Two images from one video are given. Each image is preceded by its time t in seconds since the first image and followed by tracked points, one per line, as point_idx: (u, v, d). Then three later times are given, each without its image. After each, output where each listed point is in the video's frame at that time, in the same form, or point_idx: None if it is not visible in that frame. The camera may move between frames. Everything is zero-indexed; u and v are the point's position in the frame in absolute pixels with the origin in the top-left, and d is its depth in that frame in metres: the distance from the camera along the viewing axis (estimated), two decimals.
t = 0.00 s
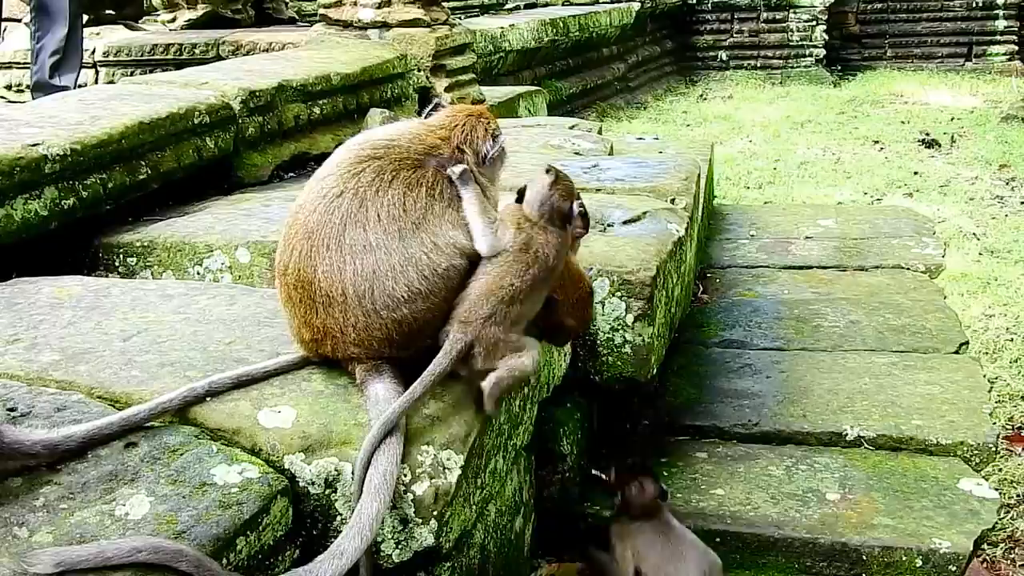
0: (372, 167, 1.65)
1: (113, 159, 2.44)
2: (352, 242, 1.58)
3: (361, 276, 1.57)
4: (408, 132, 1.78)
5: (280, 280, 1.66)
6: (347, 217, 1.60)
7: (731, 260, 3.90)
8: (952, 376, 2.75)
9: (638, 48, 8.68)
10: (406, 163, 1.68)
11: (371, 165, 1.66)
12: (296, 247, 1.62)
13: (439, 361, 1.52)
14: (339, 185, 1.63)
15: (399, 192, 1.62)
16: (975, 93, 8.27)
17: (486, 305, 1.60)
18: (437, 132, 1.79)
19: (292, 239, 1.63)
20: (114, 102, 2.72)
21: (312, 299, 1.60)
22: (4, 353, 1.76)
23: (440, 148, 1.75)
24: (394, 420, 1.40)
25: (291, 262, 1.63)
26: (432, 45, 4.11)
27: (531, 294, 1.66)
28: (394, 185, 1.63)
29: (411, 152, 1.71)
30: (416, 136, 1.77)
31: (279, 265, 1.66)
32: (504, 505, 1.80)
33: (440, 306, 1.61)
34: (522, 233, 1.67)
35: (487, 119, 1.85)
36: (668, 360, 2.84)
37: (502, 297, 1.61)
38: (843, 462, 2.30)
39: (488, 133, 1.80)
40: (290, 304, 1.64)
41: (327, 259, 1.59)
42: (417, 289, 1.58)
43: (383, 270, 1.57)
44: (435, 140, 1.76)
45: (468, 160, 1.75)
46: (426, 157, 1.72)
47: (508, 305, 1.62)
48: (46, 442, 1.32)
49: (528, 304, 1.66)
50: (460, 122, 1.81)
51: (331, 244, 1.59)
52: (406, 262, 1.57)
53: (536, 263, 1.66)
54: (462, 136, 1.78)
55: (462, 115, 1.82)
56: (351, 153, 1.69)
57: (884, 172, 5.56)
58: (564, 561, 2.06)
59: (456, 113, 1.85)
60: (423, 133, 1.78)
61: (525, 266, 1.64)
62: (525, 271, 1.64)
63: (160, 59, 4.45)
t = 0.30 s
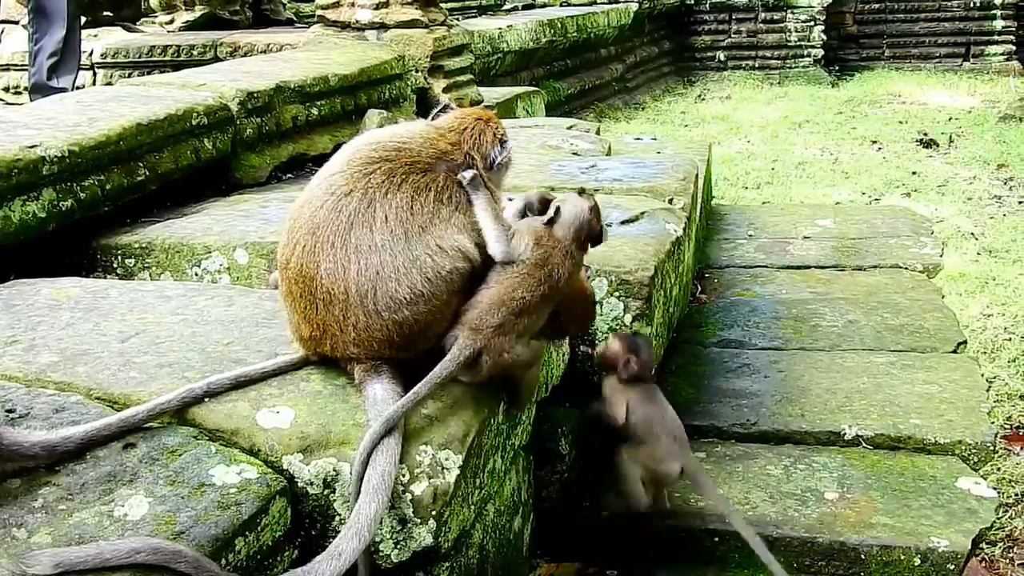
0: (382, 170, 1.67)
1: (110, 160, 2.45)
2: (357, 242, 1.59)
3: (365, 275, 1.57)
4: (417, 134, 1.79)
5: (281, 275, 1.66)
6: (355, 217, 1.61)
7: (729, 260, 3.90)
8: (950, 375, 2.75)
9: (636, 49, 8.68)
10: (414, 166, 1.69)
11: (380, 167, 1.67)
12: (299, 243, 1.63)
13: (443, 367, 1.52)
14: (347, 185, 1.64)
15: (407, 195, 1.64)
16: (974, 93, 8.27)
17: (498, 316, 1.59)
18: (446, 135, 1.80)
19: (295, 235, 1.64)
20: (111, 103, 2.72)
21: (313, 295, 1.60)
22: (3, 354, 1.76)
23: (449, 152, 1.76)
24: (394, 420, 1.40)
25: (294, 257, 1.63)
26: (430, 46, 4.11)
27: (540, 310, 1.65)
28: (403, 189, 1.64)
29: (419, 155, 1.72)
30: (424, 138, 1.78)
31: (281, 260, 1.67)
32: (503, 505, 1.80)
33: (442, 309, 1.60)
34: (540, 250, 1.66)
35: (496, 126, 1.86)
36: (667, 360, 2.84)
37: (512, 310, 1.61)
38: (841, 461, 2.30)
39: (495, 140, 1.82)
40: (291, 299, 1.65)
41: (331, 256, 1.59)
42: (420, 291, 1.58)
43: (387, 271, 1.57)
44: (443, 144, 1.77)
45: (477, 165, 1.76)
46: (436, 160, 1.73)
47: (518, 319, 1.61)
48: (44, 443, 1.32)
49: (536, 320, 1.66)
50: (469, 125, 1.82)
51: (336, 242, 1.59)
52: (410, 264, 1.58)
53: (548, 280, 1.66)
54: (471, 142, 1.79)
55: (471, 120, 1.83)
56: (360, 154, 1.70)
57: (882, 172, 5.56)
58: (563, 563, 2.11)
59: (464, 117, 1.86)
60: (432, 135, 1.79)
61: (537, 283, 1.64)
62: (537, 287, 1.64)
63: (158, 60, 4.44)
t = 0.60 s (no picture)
0: (379, 170, 1.67)
1: (109, 162, 2.45)
2: (356, 243, 1.60)
3: (364, 276, 1.58)
4: (412, 133, 1.79)
5: (279, 276, 1.67)
6: (353, 219, 1.61)
7: (727, 260, 3.91)
8: (948, 376, 2.76)
9: (635, 49, 8.69)
10: (410, 165, 1.69)
11: (377, 167, 1.68)
12: (298, 244, 1.63)
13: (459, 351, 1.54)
14: (345, 187, 1.65)
15: (405, 195, 1.64)
16: (972, 94, 8.28)
17: (509, 301, 1.63)
18: (439, 131, 1.80)
19: (293, 237, 1.64)
20: (110, 105, 2.72)
21: (313, 297, 1.61)
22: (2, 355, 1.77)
23: (444, 148, 1.76)
24: (392, 420, 1.40)
25: (292, 259, 1.64)
26: (428, 47, 4.11)
27: (545, 297, 1.71)
28: (401, 189, 1.65)
29: (415, 153, 1.72)
30: (419, 137, 1.77)
31: (279, 262, 1.67)
32: (501, 506, 1.81)
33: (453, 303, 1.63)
34: (543, 242, 1.73)
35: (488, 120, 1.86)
36: (665, 361, 2.85)
37: (523, 297, 1.65)
38: (839, 462, 2.31)
39: (489, 135, 1.79)
40: (290, 300, 1.65)
41: (330, 258, 1.60)
42: (419, 291, 1.58)
43: (387, 271, 1.58)
44: (438, 141, 1.77)
45: (473, 160, 1.75)
46: (432, 157, 1.73)
47: (528, 304, 1.66)
48: (43, 445, 1.32)
49: (541, 309, 1.71)
50: (461, 120, 1.81)
51: (335, 243, 1.60)
52: (410, 264, 1.59)
53: (552, 269, 1.72)
54: (464, 136, 1.78)
55: (463, 114, 1.82)
56: (357, 155, 1.71)
57: (880, 172, 5.56)
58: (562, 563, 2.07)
59: (456, 111, 1.85)
60: (426, 133, 1.79)
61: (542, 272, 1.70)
62: (542, 276, 1.70)
63: (158, 61, 4.44)
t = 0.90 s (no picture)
0: (380, 172, 1.67)
1: (107, 164, 2.45)
2: (355, 243, 1.59)
3: (363, 277, 1.58)
4: (410, 134, 1.79)
5: (277, 275, 1.66)
6: (353, 218, 1.61)
7: (725, 262, 3.91)
8: (944, 377, 2.76)
9: (633, 51, 8.69)
10: (410, 166, 1.69)
11: (378, 168, 1.68)
12: (296, 244, 1.63)
13: (494, 318, 1.59)
14: (344, 188, 1.65)
15: (405, 196, 1.64)
16: (969, 96, 8.29)
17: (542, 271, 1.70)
18: (437, 133, 1.80)
19: (292, 237, 1.64)
20: (108, 107, 2.72)
21: (310, 297, 1.61)
22: None
23: (443, 150, 1.75)
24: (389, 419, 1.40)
25: (290, 258, 1.64)
26: (426, 49, 4.11)
27: (570, 274, 1.77)
28: (401, 191, 1.65)
29: (416, 155, 1.72)
30: (417, 138, 1.78)
31: (277, 261, 1.67)
32: (499, 508, 1.81)
33: (480, 281, 1.69)
34: (565, 223, 1.82)
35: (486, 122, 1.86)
36: (663, 363, 2.85)
37: (551, 270, 1.72)
38: (837, 463, 2.31)
39: (484, 135, 1.80)
40: (287, 299, 1.65)
41: (328, 257, 1.59)
42: (417, 293, 1.58)
43: (385, 272, 1.58)
44: (435, 142, 1.77)
45: (472, 161, 1.75)
46: (432, 159, 1.73)
47: (557, 278, 1.73)
48: (40, 447, 1.32)
49: (567, 285, 1.77)
50: (457, 122, 1.81)
51: (334, 243, 1.60)
52: (408, 265, 1.58)
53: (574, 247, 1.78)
54: (460, 137, 1.78)
55: (461, 116, 1.82)
56: (357, 156, 1.71)
57: (878, 174, 5.57)
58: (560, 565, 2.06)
59: (454, 113, 1.85)
60: (424, 134, 1.79)
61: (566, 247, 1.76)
62: (567, 250, 1.76)
63: (155, 63, 4.43)
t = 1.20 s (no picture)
0: (386, 171, 1.67)
1: (105, 165, 2.44)
2: (359, 241, 1.59)
3: (366, 275, 1.58)
4: (412, 133, 1.79)
5: (278, 271, 1.66)
6: (358, 216, 1.61)
7: (723, 263, 3.91)
8: (943, 378, 2.76)
9: (631, 53, 8.69)
10: (414, 164, 1.70)
11: (384, 167, 1.68)
12: (299, 239, 1.62)
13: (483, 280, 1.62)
14: (349, 186, 1.64)
15: (410, 195, 1.64)
16: (968, 98, 8.29)
17: (541, 246, 1.72)
18: (439, 131, 1.79)
19: (294, 233, 1.63)
20: (106, 108, 2.72)
21: (311, 293, 1.60)
22: None
23: (446, 149, 1.75)
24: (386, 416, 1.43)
25: (292, 254, 1.63)
26: (425, 50, 4.10)
27: (571, 252, 1.78)
28: (406, 190, 1.65)
29: (420, 154, 1.72)
30: (419, 138, 1.77)
31: (278, 256, 1.66)
32: (497, 509, 1.81)
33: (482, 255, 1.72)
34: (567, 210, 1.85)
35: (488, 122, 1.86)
36: (662, 364, 2.85)
37: (546, 241, 1.74)
38: (835, 464, 2.31)
39: (486, 135, 1.79)
40: (288, 295, 1.64)
41: (331, 254, 1.59)
42: (420, 293, 1.59)
43: (389, 270, 1.58)
44: (438, 141, 1.77)
45: (475, 160, 1.74)
46: (436, 158, 1.73)
47: (556, 253, 1.75)
48: (38, 449, 1.32)
49: (569, 266, 1.78)
50: (459, 121, 1.80)
51: (337, 240, 1.59)
52: (411, 264, 1.59)
53: (575, 227, 1.81)
54: (463, 136, 1.77)
55: (463, 115, 1.82)
56: (362, 155, 1.70)
57: (876, 176, 5.57)
58: (558, 565, 2.07)
59: (456, 112, 1.85)
60: (427, 133, 1.79)
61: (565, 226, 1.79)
62: (564, 225, 1.80)
63: (153, 64, 4.42)
